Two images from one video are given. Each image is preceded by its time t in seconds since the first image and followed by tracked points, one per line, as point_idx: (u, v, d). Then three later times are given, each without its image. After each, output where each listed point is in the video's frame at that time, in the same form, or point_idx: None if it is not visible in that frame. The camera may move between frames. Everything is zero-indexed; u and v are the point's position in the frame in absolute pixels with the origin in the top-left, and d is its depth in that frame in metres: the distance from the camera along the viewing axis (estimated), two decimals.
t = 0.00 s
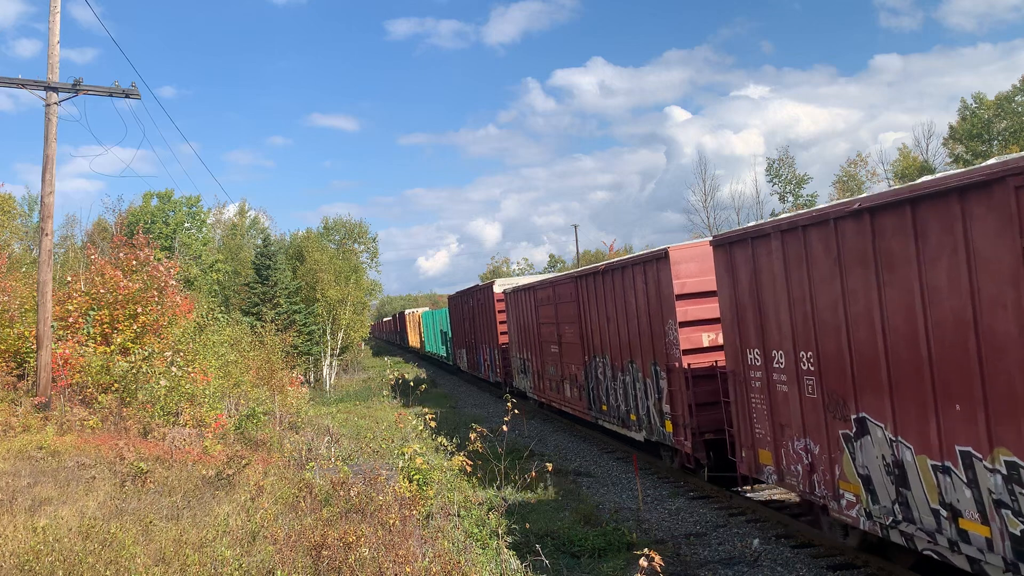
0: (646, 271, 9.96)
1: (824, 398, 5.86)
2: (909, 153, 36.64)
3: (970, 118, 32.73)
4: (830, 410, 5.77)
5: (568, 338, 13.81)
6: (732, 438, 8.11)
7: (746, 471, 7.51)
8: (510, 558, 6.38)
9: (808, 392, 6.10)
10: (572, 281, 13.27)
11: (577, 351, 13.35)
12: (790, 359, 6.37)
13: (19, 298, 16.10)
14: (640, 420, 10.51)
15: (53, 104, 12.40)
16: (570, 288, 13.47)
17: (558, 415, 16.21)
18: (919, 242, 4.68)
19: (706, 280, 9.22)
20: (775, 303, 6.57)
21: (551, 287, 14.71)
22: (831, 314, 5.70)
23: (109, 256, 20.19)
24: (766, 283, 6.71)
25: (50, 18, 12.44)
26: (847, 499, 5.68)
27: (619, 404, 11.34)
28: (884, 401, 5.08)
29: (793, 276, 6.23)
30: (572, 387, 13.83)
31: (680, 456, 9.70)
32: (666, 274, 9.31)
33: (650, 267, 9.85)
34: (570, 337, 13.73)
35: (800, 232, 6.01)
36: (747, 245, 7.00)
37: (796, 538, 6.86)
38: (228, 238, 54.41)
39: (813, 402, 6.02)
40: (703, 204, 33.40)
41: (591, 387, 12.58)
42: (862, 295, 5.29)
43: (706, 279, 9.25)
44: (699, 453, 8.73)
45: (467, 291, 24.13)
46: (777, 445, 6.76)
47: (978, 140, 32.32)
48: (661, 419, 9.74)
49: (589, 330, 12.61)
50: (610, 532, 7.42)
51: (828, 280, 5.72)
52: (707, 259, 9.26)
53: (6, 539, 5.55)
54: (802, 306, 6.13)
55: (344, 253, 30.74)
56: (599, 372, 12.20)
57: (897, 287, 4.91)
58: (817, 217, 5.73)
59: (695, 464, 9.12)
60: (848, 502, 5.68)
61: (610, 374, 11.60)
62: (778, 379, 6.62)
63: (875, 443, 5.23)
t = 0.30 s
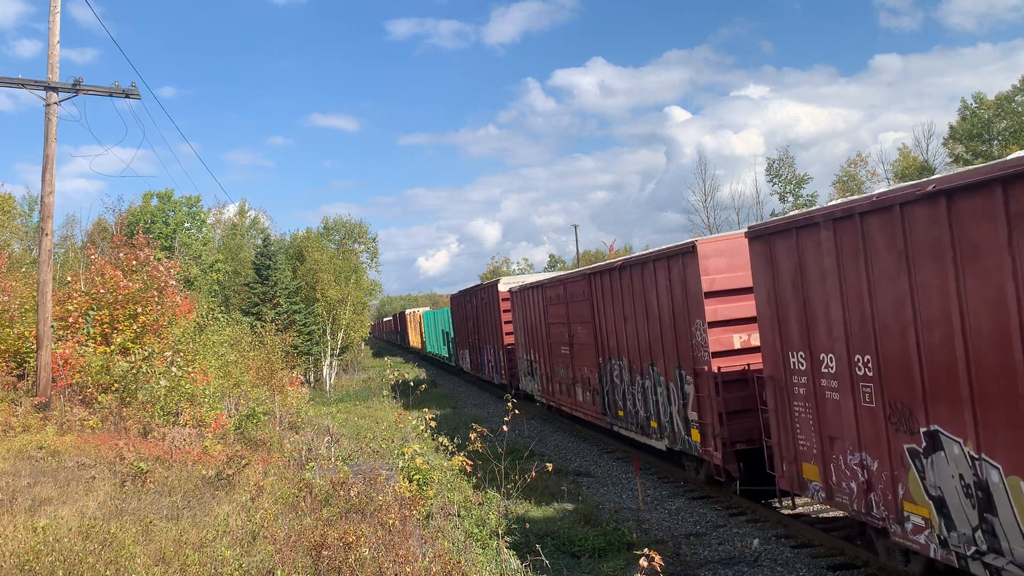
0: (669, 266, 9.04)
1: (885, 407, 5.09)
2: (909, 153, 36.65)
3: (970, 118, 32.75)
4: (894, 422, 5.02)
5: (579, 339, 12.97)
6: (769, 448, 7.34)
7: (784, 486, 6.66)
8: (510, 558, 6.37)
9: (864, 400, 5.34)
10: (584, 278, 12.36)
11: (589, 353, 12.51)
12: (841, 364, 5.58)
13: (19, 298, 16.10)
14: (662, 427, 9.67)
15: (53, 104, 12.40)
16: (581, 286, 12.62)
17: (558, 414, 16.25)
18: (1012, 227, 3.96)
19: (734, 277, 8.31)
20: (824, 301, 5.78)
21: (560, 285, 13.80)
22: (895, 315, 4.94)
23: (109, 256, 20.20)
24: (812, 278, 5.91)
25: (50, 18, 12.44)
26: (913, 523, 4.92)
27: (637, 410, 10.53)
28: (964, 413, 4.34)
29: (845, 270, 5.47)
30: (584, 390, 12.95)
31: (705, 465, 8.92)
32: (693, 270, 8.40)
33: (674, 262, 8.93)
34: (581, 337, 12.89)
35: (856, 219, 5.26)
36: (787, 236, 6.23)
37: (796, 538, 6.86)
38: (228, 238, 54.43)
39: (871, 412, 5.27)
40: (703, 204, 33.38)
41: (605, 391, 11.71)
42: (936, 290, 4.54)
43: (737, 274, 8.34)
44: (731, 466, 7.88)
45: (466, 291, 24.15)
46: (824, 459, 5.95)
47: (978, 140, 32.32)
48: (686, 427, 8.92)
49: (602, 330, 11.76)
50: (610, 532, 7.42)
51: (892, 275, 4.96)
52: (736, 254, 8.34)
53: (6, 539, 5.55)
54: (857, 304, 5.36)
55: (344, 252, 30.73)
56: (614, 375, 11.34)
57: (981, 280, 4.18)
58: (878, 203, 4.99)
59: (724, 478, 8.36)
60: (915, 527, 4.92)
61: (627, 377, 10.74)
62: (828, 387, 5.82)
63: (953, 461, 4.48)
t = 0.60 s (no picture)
0: (696, 259, 8.10)
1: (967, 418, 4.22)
2: (909, 153, 36.65)
3: (970, 118, 32.75)
4: (979, 435, 4.14)
5: (591, 340, 12.00)
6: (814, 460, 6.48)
7: (835, 503, 5.70)
8: (510, 558, 6.38)
9: (939, 410, 4.45)
10: (596, 275, 11.44)
11: (602, 355, 11.54)
12: (908, 367, 4.70)
13: (19, 298, 16.10)
14: (686, 437, 8.71)
15: (53, 104, 12.40)
16: (593, 283, 11.64)
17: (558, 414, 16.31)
18: None
19: (773, 273, 7.36)
20: (888, 296, 4.87)
21: (570, 283, 12.86)
22: (980, 311, 4.07)
23: (109, 256, 20.20)
24: (873, 270, 5.01)
25: (50, 18, 12.44)
26: (1003, 555, 4.06)
27: (656, 418, 9.55)
28: None
29: (914, 259, 4.60)
30: (598, 395, 12.01)
31: (740, 478, 8.07)
32: (725, 262, 7.46)
33: (701, 255, 8.00)
34: (593, 338, 11.92)
35: (930, 200, 4.40)
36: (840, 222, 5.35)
37: (795, 538, 6.87)
38: (228, 238, 54.47)
39: (948, 425, 4.39)
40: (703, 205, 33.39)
41: (622, 396, 10.77)
42: None
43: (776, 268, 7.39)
44: (768, 479, 7.03)
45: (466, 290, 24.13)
46: (884, 475, 5.07)
47: (978, 140, 32.32)
48: (714, 437, 7.96)
49: (617, 331, 10.77)
50: (611, 532, 7.43)
51: (977, 265, 4.09)
52: (774, 246, 7.41)
53: (6, 539, 5.55)
54: (930, 298, 4.48)
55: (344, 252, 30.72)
56: (630, 379, 10.39)
57: None
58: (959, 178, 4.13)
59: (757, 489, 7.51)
60: (1005, 559, 4.05)
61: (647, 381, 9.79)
62: (890, 394, 4.94)
63: None
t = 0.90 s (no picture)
0: (731, 253, 7.37)
1: None
2: (909, 153, 36.64)
3: (970, 118, 32.74)
4: None
5: (608, 341, 11.24)
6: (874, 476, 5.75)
7: (900, 527, 5.08)
8: (510, 558, 6.38)
9: None
10: (614, 271, 10.71)
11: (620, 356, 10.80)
12: (997, 374, 4.04)
13: (19, 298, 16.09)
14: (716, 447, 7.97)
15: (53, 104, 12.40)
16: (610, 280, 10.88)
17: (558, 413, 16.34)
18: None
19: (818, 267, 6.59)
20: (972, 290, 4.21)
21: (585, 280, 12.13)
22: None
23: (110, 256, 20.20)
24: (953, 263, 4.36)
25: (50, 18, 12.45)
26: None
27: (683, 425, 8.81)
28: None
29: (1006, 248, 3.96)
30: (615, 400, 11.28)
31: (778, 491, 7.38)
32: (766, 255, 6.72)
33: (737, 248, 7.27)
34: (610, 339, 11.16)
35: None
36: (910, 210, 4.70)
37: (796, 538, 6.86)
38: (228, 238, 54.51)
39: None
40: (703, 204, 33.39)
41: (642, 401, 10.03)
42: None
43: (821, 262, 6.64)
44: (813, 496, 6.31)
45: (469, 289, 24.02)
46: (963, 496, 4.40)
47: (978, 140, 32.32)
48: (749, 448, 7.23)
49: (637, 331, 10.02)
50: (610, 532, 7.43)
51: None
52: (817, 239, 6.64)
53: (6, 539, 5.55)
54: None
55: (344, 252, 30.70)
56: (652, 383, 9.65)
57: None
58: None
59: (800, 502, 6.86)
60: None
61: (671, 386, 9.04)
62: (971, 404, 4.27)
63: None
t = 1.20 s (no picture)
0: (772, 245, 6.64)
1: None
2: (909, 153, 36.64)
3: (970, 118, 32.76)
4: None
5: (627, 341, 10.53)
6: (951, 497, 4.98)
7: (983, 558, 4.31)
8: (510, 558, 6.39)
9: None
10: (634, 267, 10.00)
11: (641, 358, 10.10)
12: None
13: (20, 298, 16.10)
14: (752, 459, 7.25)
15: (53, 104, 12.40)
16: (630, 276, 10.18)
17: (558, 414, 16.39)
18: None
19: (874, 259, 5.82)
20: None
21: (600, 277, 11.41)
22: None
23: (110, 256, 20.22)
24: None
25: (50, 18, 12.45)
26: None
27: (713, 434, 8.10)
28: None
29: None
30: (634, 405, 10.58)
31: (823, 507, 6.65)
32: (815, 248, 5.99)
33: (779, 239, 6.55)
34: (629, 340, 10.44)
35: None
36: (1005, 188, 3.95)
37: (796, 538, 6.87)
38: (228, 238, 54.57)
39: None
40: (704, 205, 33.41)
41: (667, 407, 9.34)
42: None
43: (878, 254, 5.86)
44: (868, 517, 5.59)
45: (474, 288, 23.82)
46: None
47: (978, 140, 32.34)
48: (791, 461, 6.50)
49: (661, 331, 9.31)
50: (610, 532, 7.43)
51: None
52: (874, 228, 5.91)
53: (6, 539, 5.56)
54: None
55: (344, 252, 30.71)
56: (678, 387, 8.96)
57: None
58: None
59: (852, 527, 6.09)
60: None
61: (701, 391, 8.34)
62: None
63: None
